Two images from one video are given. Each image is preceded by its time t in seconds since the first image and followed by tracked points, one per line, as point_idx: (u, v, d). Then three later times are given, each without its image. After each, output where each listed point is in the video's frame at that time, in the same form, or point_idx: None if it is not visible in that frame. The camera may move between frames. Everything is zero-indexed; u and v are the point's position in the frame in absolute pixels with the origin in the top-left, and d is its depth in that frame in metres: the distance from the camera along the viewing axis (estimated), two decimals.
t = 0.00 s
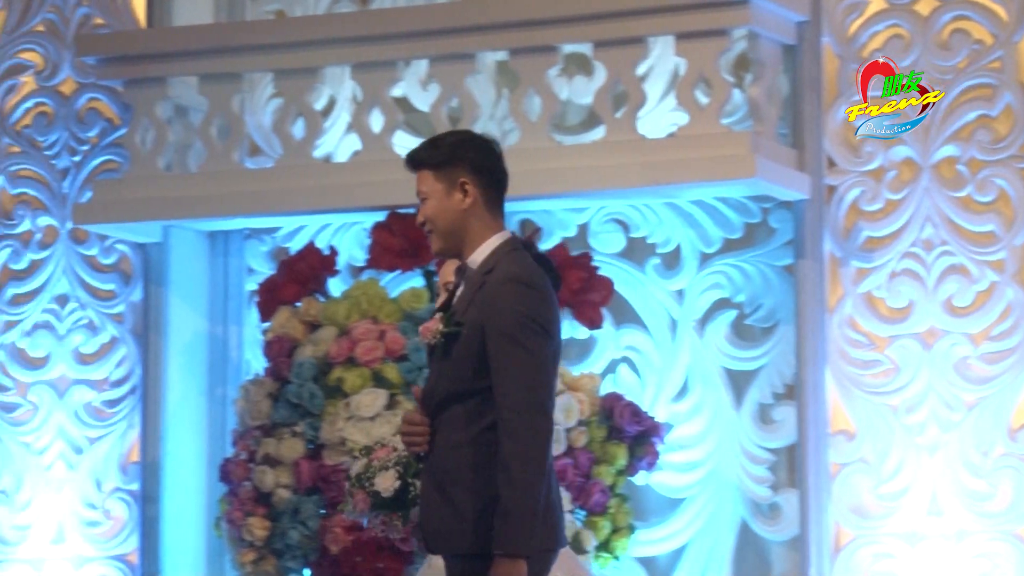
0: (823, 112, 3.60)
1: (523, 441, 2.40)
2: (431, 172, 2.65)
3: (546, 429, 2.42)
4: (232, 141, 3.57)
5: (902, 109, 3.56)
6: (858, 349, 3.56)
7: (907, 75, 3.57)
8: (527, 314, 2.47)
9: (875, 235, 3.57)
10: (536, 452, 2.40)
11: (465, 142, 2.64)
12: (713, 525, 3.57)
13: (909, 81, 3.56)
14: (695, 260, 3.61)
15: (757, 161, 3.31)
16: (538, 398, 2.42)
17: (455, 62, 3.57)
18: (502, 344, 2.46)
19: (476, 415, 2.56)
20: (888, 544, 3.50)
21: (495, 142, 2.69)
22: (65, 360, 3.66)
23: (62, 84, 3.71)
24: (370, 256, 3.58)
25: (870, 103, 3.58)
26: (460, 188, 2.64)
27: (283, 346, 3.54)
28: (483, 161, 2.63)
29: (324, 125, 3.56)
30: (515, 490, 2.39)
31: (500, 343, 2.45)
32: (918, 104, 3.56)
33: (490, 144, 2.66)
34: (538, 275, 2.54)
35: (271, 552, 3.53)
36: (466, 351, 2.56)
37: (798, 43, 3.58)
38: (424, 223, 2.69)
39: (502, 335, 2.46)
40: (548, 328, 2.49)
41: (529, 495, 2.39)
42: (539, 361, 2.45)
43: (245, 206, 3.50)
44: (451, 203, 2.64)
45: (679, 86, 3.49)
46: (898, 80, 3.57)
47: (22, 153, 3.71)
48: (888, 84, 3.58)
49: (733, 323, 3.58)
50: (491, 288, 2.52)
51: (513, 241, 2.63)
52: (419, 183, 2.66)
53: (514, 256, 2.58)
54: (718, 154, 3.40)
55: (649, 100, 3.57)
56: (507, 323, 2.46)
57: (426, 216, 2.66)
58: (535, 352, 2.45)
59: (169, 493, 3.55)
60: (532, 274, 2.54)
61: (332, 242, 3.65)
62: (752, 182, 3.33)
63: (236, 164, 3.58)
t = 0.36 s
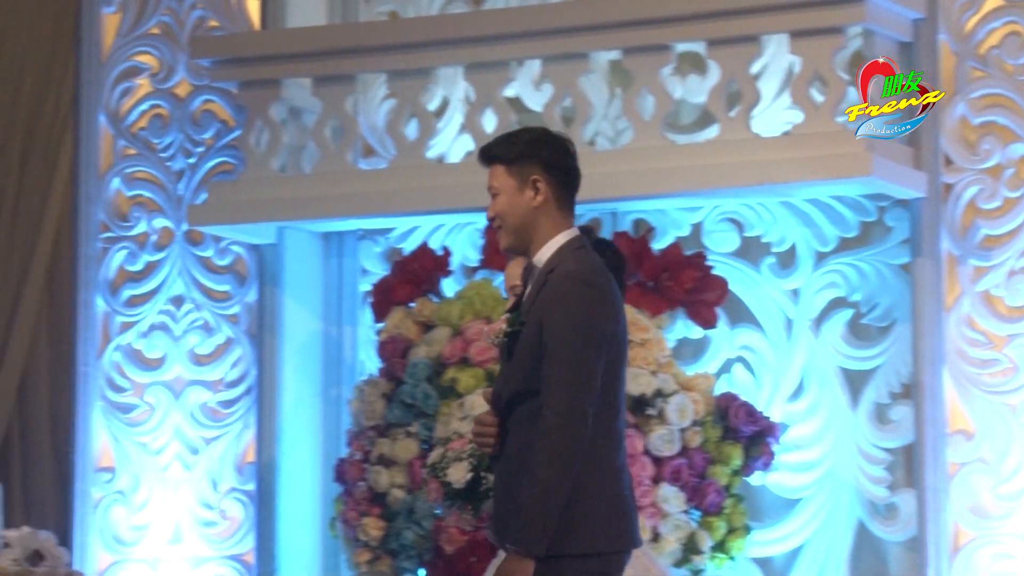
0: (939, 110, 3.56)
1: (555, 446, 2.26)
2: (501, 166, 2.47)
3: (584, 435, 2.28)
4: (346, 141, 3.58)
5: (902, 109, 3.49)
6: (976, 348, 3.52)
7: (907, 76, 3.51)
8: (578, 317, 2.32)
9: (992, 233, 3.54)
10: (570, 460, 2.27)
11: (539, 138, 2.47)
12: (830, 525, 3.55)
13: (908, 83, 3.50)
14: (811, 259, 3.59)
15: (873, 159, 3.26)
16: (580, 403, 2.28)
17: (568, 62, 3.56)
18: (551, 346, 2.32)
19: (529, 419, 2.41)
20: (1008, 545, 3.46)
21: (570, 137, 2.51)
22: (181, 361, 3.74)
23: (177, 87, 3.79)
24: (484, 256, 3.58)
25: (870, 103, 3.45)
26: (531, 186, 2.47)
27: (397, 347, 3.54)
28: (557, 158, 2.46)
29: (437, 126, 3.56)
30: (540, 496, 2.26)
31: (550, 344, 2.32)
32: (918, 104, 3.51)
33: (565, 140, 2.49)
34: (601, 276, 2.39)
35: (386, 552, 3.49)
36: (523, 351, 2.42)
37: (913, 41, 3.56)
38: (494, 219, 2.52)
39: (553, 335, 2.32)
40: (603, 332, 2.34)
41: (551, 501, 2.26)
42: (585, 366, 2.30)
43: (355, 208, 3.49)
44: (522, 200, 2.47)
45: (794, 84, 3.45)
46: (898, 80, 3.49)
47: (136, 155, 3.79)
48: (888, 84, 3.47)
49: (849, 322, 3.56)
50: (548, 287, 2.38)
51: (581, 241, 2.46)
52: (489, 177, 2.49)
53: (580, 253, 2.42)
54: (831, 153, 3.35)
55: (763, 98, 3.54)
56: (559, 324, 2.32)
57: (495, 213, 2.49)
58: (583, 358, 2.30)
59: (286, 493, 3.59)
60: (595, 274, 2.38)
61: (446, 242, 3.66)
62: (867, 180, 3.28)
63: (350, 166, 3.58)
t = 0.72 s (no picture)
0: None
1: (581, 438, 2.29)
2: (537, 184, 2.50)
3: (611, 430, 2.30)
4: (452, 141, 3.59)
5: (902, 109, 3.41)
6: None
7: (907, 75, 3.42)
8: (608, 315, 2.34)
9: None
10: (596, 454, 2.29)
11: (573, 152, 2.48)
12: (941, 525, 3.52)
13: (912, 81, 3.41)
14: (919, 256, 3.57)
15: (982, 156, 3.23)
16: (606, 397, 2.30)
17: (673, 60, 3.55)
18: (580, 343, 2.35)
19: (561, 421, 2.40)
20: None
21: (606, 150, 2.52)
22: (289, 361, 3.76)
23: (283, 87, 3.82)
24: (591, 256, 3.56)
25: (870, 103, 3.44)
26: (566, 199, 2.48)
27: (504, 346, 3.53)
28: (593, 168, 2.47)
29: (542, 124, 3.55)
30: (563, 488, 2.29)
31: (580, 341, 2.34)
32: (918, 104, 3.41)
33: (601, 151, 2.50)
34: (641, 277, 2.40)
35: (493, 552, 3.47)
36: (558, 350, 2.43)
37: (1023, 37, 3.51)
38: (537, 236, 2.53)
39: (586, 335, 2.34)
40: (634, 330, 2.35)
41: (581, 494, 2.28)
42: (612, 363, 2.32)
43: (457, 208, 3.49)
44: (557, 214, 2.48)
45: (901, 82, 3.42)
46: (899, 80, 3.43)
47: (243, 156, 3.83)
48: (888, 84, 3.43)
49: (959, 320, 3.53)
50: (582, 287, 2.40)
51: (624, 246, 2.45)
52: (528, 195, 2.52)
53: (622, 255, 2.43)
54: (939, 150, 3.31)
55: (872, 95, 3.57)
56: (590, 322, 2.35)
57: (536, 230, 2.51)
58: (610, 354, 2.32)
59: (394, 490, 3.62)
60: (635, 274, 2.39)
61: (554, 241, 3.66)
62: (976, 177, 3.26)
63: (456, 165, 3.59)
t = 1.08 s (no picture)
0: None
1: (608, 430, 2.32)
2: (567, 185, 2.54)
3: (640, 422, 2.33)
4: (533, 140, 3.59)
5: (902, 109, 3.44)
6: None
7: (908, 75, 3.44)
8: (637, 313, 2.37)
9: None
10: (619, 449, 2.32)
11: (599, 154, 2.52)
12: None
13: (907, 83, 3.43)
14: (1005, 254, 3.55)
15: None
16: (633, 392, 2.33)
17: (757, 58, 3.53)
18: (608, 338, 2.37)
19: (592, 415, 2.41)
20: None
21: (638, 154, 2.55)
22: (371, 360, 3.83)
23: (364, 87, 3.87)
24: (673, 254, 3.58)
25: (870, 103, 3.47)
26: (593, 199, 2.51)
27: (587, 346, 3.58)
28: (618, 169, 2.51)
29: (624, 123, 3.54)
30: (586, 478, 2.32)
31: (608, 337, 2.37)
32: (918, 104, 3.43)
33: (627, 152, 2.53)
34: (669, 277, 2.42)
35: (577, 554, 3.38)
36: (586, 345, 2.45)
37: None
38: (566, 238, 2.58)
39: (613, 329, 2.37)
40: (663, 329, 2.38)
41: (606, 485, 2.31)
42: (639, 359, 2.34)
43: (538, 208, 3.49)
44: (583, 214, 2.52)
45: (986, 79, 3.35)
46: (899, 80, 3.45)
47: (324, 155, 3.86)
48: (889, 84, 3.45)
49: None
50: (609, 284, 2.43)
51: (653, 245, 2.48)
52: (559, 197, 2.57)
53: (651, 254, 2.45)
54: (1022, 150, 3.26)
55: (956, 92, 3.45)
56: (619, 318, 2.38)
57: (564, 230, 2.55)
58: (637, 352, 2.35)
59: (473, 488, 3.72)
60: (664, 274, 2.42)
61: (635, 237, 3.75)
62: None
63: (537, 164, 3.59)
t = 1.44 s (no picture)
0: None
1: (633, 432, 2.15)
2: (568, 184, 2.34)
3: (665, 423, 2.15)
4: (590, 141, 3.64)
5: (902, 110, 3.46)
6: None
7: (908, 75, 3.45)
8: (648, 311, 2.20)
9: None
10: (642, 452, 2.14)
11: (601, 148, 2.35)
12: None
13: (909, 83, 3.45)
14: None
15: None
16: (651, 391, 2.16)
17: (816, 55, 3.52)
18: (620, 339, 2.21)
19: (610, 416, 2.28)
20: None
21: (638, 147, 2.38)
22: (426, 360, 3.88)
23: (420, 87, 3.93)
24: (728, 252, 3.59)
25: (870, 103, 3.50)
26: (603, 195, 2.33)
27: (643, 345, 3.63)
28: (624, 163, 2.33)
29: (680, 123, 3.60)
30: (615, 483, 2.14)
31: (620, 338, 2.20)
32: (919, 104, 3.46)
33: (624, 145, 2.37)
34: (678, 273, 2.26)
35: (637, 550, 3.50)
36: (599, 349, 2.28)
37: None
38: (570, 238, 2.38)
39: (627, 331, 2.20)
40: (676, 325, 2.21)
41: (643, 491, 2.13)
42: (654, 358, 2.18)
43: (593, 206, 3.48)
44: (594, 211, 2.33)
45: None
46: (899, 80, 3.47)
47: (380, 156, 3.92)
48: (888, 85, 3.48)
49: None
50: (616, 285, 2.27)
51: (658, 243, 2.32)
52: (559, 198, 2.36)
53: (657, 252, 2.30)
54: None
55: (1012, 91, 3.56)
56: (629, 317, 2.21)
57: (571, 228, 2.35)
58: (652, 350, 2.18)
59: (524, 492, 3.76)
60: (673, 270, 2.26)
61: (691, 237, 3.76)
62: None
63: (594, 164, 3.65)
